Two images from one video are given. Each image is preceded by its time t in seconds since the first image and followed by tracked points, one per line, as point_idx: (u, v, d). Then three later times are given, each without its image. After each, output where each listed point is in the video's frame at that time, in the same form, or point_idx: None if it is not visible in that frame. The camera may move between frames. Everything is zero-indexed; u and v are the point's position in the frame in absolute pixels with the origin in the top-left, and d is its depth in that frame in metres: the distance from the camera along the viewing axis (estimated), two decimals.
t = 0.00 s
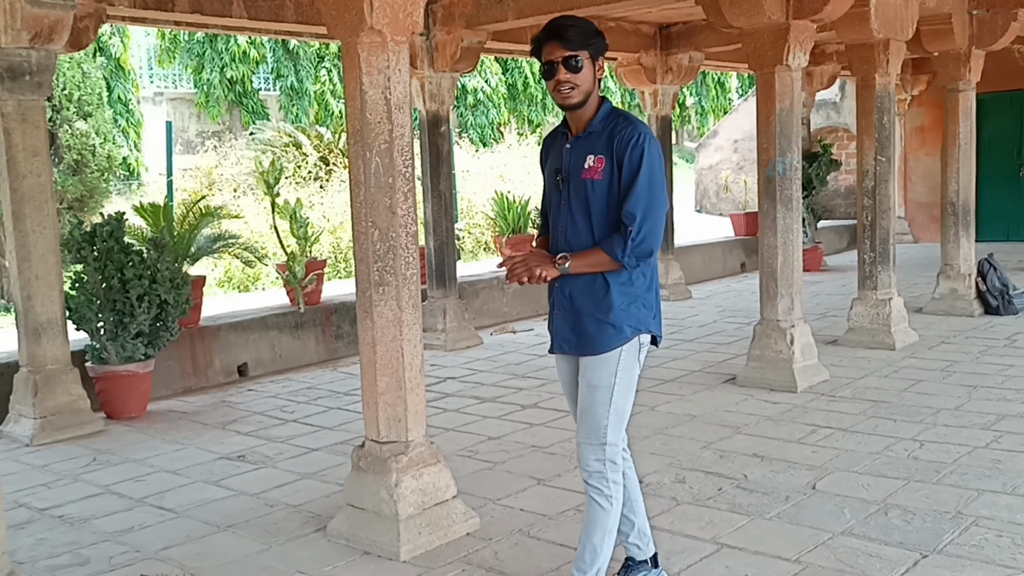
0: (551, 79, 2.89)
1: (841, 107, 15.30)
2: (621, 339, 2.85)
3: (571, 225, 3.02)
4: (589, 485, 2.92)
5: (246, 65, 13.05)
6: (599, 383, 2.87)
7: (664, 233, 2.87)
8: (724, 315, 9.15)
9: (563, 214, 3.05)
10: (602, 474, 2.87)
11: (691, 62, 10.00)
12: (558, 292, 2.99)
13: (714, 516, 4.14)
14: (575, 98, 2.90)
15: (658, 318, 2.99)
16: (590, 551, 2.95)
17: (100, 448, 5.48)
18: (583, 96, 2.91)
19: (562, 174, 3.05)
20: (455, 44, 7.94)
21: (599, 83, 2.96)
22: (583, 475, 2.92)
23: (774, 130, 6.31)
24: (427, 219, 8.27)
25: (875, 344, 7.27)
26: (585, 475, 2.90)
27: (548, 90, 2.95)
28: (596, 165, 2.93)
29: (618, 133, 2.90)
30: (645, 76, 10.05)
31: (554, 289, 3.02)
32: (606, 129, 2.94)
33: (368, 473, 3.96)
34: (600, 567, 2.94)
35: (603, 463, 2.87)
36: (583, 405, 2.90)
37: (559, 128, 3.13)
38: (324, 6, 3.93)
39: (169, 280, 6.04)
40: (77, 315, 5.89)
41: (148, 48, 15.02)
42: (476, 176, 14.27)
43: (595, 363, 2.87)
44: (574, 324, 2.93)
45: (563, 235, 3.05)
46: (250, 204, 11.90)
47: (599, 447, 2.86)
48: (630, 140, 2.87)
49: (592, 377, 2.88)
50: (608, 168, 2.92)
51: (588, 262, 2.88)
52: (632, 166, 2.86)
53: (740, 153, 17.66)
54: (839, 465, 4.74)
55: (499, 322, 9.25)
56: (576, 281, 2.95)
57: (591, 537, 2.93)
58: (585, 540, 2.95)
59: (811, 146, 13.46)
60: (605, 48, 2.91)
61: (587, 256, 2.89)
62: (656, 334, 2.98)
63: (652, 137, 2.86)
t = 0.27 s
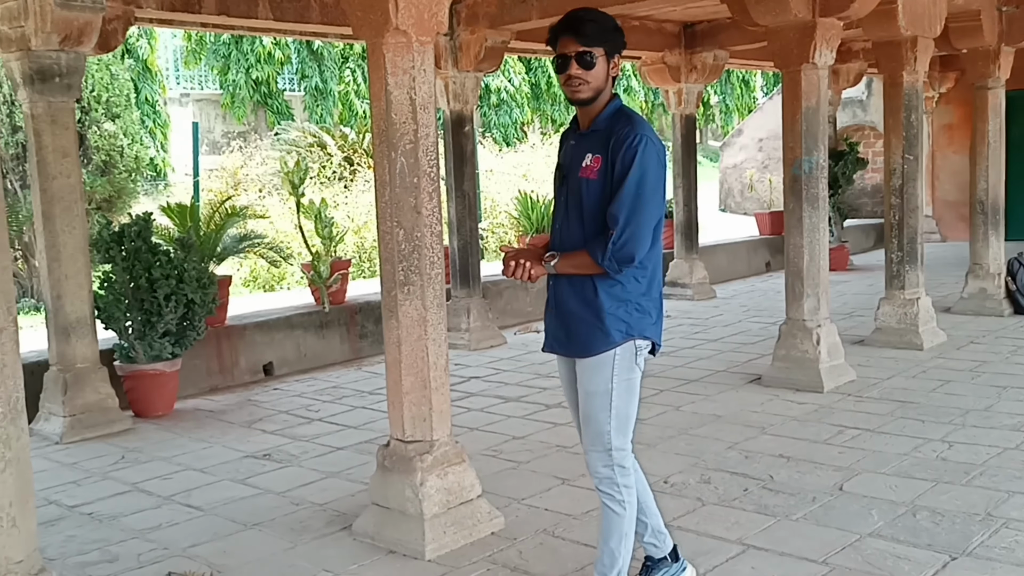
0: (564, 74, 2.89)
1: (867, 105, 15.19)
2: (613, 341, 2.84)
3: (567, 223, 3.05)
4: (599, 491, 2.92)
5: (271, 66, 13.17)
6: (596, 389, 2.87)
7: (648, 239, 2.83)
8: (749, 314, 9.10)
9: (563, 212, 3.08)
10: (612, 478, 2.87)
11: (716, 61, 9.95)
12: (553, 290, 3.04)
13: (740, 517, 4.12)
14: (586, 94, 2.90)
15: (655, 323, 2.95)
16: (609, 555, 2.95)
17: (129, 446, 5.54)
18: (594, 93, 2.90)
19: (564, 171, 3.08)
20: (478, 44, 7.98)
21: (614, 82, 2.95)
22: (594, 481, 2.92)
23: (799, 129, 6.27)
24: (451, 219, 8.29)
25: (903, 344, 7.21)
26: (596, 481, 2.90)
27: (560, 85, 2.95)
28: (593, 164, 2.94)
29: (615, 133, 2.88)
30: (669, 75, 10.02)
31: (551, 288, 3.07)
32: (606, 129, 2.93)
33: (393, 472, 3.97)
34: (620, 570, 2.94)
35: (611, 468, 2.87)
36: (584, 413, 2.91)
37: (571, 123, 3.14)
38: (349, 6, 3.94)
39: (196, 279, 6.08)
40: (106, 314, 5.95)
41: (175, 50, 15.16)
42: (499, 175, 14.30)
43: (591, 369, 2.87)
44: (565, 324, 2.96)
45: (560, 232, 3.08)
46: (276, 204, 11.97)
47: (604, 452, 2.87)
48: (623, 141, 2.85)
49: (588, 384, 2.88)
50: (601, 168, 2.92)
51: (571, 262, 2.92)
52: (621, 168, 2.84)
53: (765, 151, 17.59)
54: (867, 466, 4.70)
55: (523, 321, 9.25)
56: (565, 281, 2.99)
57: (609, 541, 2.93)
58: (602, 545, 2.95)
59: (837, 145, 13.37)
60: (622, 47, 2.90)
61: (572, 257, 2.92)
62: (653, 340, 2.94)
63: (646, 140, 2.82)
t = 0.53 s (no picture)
0: (576, 78, 2.89)
1: (895, 103, 15.06)
2: (626, 346, 2.84)
3: (580, 227, 3.04)
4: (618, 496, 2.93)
5: (296, 67, 13.26)
6: (611, 395, 2.88)
7: (664, 245, 2.82)
8: (775, 314, 9.05)
9: (577, 216, 3.08)
10: (633, 482, 2.87)
11: (741, 60, 9.90)
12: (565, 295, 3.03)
13: (767, 518, 4.09)
14: (599, 98, 2.89)
15: (668, 328, 2.95)
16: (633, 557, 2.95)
17: (157, 444, 5.59)
18: (607, 97, 2.90)
19: (578, 175, 3.07)
20: (503, 44, 7.98)
21: (626, 83, 2.95)
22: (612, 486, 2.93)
23: (826, 128, 6.23)
24: (476, 219, 8.31)
25: (932, 345, 7.14)
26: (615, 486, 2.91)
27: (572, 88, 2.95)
28: (607, 168, 2.93)
29: (631, 137, 2.87)
30: (694, 74, 9.96)
31: (563, 292, 3.06)
32: (622, 132, 2.92)
33: (419, 471, 3.98)
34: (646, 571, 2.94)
35: (631, 472, 2.88)
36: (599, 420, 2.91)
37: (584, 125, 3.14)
38: (376, 8, 3.96)
39: (223, 279, 6.12)
40: (135, 314, 6.01)
41: (201, 52, 15.29)
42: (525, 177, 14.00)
43: (605, 375, 2.87)
44: (578, 330, 2.95)
45: (574, 236, 3.07)
46: (301, 204, 12.04)
47: (623, 457, 2.88)
48: (640, 145, 2.83)
49: (601, 390, 2.88)
50: (616, 173, 2.91)
51: (585, 267, 2.91)
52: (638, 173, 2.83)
53: (791, 150, 17.48)
54: (895, 468, 4.66)
55: (548, 321, 9.26)
56: (578, 286, 2.98)
57: (632, 544, 2.93)
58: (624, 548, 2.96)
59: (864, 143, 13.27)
60: (634, 47, 2.90)
61: (587, 262, 2.91)
62: (666, 345, 2.94)
63: (662, 145, 2.81)
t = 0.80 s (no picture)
0: (579, 79, 2.87)
1: (912, 102, 14.97)
2: (640, 347, 2.83)
3: (588, 229, 3.00)
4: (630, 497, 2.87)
5: (312, 68, 13.32)
6: (624, 396, 2.85)
7: (681, 244, 2.84)
8: (791, 314, 9.02)
9: (580, 217, 3.03)
10: (648, 482, 2.82)
11: (757, 59, 9.86)
12: (573, 298, 2.98)
13: (783, 519, 4.08)
14: (603, 99, 2.87)
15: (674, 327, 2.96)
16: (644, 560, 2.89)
17: (174, 444, 5.62)
18: (610, 99, 2.89)
19: (582, 175, 3.02)
20: (518, 44, 7.97)
21: (626, 83, 2.95)
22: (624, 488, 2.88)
23: (843, 127, 6.20)
24: (491, 219, 8.32)
25: (949, 345, 7.10)
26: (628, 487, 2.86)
27: (574, 89, 2.93)
28: (618, 168, 2.91)
29: (643, 137, 2.86)
30: (710, 73, 9.93)
31: (567, 296, 3.00)
32: (630, 133, 2.91)
33: (435, 471, 3.98)
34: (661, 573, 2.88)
35: (646, 472, 2.82)
36: (612, 421, 2.87)
37: (579, 127, 3.11)
38: (392, 8, 3.96)
39: (240, 280, 6.15)
40: (152, 313, 6.05)
41: (218, 53, 15.38)
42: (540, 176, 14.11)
43: (619, 376, 2.85)
44: (589, 333, 2.91)
45: (579, 238, 3.02)
46: (317, 204, 12.08)
47: (638, 457, 2.83)
48: (654, 145, 2.84)
49: (614, 392, 2.85)
50: (628, 173, 2.89)
51: (602, 269, 2.87)
52: (654, 173, 2.83)
53: (807, 150, 17.40)
54: (913, 468, 4.63)
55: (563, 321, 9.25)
56: (589, 288, 2.93)
57: (645, 546, 2.86)
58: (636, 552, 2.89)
59: (881, 142, 13.20)
60: (635, 47, 2.90)
61: (603, 264, 2.87)
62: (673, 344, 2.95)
63: (676, 144, 2.83)
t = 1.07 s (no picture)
0: (573, 78, 2.84)
1: (928, 100, 14.88)
2: (643, 344, 2.82)
3: (580, 230, 2.96)
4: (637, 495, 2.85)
5: (326, 68, 13.36)
6: (628, 393, 2.82)
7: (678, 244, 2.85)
8: (807, 314, 8.97)
9: (571, 218, 2.98)
10: (656, 478, 2.80)
11: (772, 57, 9.81)
12: (567, 300, 2.93)
13: (799, 519, 4.05)
14: (596, 99, 2.86)
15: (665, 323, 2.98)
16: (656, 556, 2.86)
17: (190, 443, 5.64)
18: (602, 100, 2.87)
19: (572, 175, 2.97)
20: (533, 43, 7.96)
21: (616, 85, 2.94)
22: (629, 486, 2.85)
23: (859, 125, 6.17)
24: (505, 219, 8.31)
25: (967, 345, 7.05)
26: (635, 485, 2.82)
27: (566, 89, 2.90)
28: (613, 169, 2.88)
29: (638, 138, 2.85)
30: (725, 72, 9.89)
31: (561, 298, 2.95)
32: (622, 133, 2.89)
33: (450, 470, 3.98)
34: (676, 569, 2.86)
35: (654, 467, 2.80)
36: (615, 419, 2.84)
37: (564, 129, 3.07)
38: (407, 7, 3.96)
39: (255, 279, 6.17)
40: (168, 313, 6.07)
41: (232, 53, 15.41)
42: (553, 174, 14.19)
43: (621, 374, 2.82)
44: (588, 333, 2.87)
45: (571, 240, 2.98)
46: (331, 204, 12.10)
47: (646, 453, 2.80)
48: (650, 146, 2.83)
49: (616, 390, 2.82)
50: (623, 174, 2.87)
51: (601, 270, 2.84)
52: (651, 174, 2.82)
53: (822, 149, 17.32)
54: (931, 469, 4.60)
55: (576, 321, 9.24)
56: (587, 289, 2.90)
57: (657, 542, 2.84)
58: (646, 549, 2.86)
59: (897, 141, 13.12)
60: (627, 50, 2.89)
61: (602, 265, 2.84)
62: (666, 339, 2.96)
63: (672, 144, 2.83)
